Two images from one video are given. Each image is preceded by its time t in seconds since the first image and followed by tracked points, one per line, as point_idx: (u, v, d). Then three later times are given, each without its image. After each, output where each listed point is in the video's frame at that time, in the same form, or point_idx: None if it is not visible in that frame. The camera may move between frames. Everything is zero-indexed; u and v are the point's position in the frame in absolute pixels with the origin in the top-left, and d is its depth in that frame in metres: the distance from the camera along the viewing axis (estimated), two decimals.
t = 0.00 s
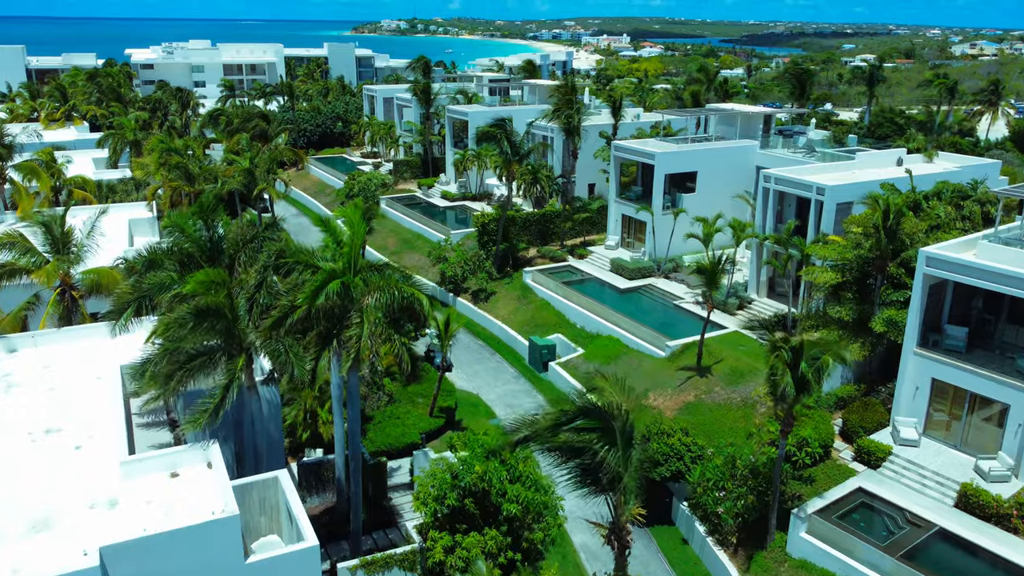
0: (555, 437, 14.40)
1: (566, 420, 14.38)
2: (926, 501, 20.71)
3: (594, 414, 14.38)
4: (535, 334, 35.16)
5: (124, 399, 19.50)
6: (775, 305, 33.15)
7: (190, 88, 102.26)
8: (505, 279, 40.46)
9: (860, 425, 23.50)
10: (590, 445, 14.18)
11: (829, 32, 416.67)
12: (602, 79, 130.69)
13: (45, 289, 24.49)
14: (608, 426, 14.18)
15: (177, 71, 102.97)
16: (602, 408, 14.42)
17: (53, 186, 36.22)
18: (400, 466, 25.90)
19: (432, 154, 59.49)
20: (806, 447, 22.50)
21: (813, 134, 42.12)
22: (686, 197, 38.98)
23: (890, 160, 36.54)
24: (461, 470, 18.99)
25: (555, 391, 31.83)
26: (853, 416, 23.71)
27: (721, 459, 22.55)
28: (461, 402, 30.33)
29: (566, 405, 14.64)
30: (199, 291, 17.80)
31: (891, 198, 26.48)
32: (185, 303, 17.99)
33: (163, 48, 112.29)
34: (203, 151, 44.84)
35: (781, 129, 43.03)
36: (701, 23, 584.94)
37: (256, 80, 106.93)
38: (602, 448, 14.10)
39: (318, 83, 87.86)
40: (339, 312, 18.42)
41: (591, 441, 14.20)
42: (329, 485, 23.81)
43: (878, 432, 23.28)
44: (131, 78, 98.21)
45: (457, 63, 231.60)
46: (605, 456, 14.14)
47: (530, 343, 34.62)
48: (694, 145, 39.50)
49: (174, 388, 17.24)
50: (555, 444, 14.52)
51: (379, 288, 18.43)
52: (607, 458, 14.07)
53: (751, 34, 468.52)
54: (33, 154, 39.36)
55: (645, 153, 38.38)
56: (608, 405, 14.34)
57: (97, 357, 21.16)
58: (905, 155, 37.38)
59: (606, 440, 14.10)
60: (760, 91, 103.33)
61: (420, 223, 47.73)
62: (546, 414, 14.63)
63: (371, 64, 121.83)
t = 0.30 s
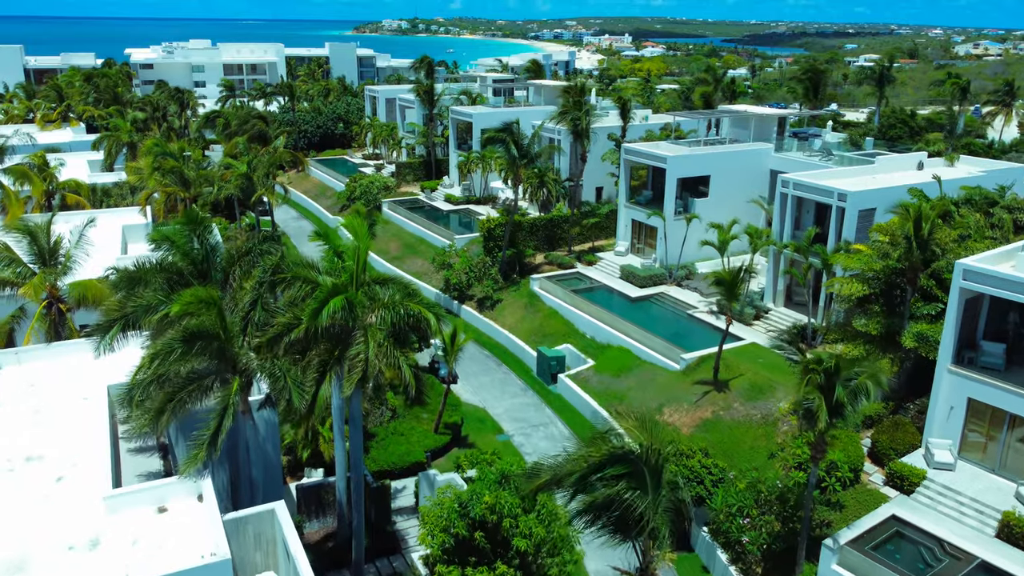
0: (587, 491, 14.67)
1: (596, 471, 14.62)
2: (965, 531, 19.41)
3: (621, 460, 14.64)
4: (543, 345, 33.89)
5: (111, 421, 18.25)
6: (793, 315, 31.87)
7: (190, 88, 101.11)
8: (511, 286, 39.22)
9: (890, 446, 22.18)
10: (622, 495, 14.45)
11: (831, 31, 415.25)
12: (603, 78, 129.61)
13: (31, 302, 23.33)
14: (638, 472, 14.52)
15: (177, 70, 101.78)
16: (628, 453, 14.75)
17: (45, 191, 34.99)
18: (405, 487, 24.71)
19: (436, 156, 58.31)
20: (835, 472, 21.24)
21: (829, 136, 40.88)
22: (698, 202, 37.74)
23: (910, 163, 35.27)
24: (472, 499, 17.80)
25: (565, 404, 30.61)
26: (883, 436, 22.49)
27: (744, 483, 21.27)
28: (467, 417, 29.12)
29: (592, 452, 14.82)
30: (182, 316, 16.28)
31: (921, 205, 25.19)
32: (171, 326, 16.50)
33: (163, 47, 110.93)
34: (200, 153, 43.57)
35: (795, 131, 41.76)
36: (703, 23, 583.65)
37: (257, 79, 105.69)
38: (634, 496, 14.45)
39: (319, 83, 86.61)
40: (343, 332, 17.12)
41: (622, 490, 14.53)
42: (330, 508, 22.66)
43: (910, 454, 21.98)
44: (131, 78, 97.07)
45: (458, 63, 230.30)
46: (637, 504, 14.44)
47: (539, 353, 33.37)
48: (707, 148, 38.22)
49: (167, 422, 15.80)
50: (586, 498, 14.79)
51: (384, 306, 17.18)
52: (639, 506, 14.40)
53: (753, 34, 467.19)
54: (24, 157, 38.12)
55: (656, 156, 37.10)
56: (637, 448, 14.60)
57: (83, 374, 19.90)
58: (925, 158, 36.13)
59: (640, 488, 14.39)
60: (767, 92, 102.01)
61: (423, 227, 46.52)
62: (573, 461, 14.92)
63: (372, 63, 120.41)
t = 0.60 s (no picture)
0: (622, 553, 12.95)
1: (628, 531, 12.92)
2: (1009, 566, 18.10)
3: (654, 511, 12.91)
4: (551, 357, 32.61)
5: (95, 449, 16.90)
6: (812, 326, 30.59)
7: (189, 88, 99.94)
8: (518, 294, 37.97)
9: (923, 470, 20.90)
10: (661, 551, 12.75)
11: (834, 31, 413.69)
12: (606, 79, 128.37)
13: (15, 318, 22.11)
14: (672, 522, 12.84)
15: (176, 71, 100.59)
16: (660, 501, 13.00)
17: (37, 196, 33.74)
18: (410, 511, 23.41)
19: (439, 159, 57.08)
20: (868, 500, 19.83)
21: (845, 140, 39.65)
22: (711, 208, 36.49)
23: (932, 168, 34.04)
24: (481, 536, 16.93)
25: (575, 420, 29.32)
26: (915, 460, 21.19)
27: (772, 511, 19.93)
28: (475, 435, 27.85)
29: (621, 505, 13.16)
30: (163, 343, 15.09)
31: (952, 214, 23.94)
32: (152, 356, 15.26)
33: (162, 47, 109.76)
34: (197, 156, 42.33)
35: (810, 135, 40.53)
36: (704, 23, 582.67)
37: (257, 80, 104.49)
38: (671, 550, 12.75)
39: (320, 84, 85.43)
40: (343, 357, 15.88)
41: (659, 547, 12.79)
42: (330, 535, 21.43)
43: (944, 480, 20.68)
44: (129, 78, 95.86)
45: (459, 63, 229.03)
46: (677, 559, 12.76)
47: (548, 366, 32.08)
48: (721, 151, 36.97)
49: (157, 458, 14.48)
50: (622, 564, 13.04)
51: (387, 328, 16.12)
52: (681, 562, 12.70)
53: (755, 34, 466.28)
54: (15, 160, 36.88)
55: (668, 160, 35.85)
56: (669, 494, 13.03)
57: (66, 395, 18.58)
58: (947, 163, 34.90)
59: (676, 541, 12.79)
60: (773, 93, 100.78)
61: (426, 232, 45.27)
62: (600, 519, 13.24)
63: (373, 63, 119.15)
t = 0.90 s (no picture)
0: None
1: None
2: None
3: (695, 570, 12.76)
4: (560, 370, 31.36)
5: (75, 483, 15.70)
6: (832, 339, 29.35)
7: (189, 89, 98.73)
8: (524, 303, 36.73)
9: (960, 499, 19.64)
10: None
11: (838, 30, 411.80)
12: (608, 79, 127.14)
13: None
14: None
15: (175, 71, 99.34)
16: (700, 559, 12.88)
17: (27, 203, 32.52)
18: (415, 539, 22.28)
19: (441, 162, 55.85)
20: (903, 533, 18.54)
21: (862, 143, 38.40)
22: (724, 215, 35.23)
23: (955, 173, 32.79)
24: None
25: (585, 436, 28.12)
26: (951, 488, 19.95)
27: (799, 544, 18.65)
28: (481, 454, 26.64)
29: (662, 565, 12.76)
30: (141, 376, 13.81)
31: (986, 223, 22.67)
32: (132, 387, 14.05)
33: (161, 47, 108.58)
34: (193, 161, 41.10)
35: (825, 138, 39.26)
36: (706, 23, 581.02)
37: (257, 80, 103.27)
38: None
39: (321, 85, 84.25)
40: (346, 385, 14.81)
41: None
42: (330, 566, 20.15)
43: (983, 511, 19.41)
44: (128, 79, 94.68)
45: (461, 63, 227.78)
46: None
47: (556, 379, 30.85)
48: (735, 155, 35.72)
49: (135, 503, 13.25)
50: None
51: (391, 353, 15.04)
52: None
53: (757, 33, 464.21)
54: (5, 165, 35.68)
55: (680, 165, 34.59)
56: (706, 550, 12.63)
57: (45, 423, 17.33)
58: (970, 168, 33.64)
59: None
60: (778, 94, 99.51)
61: (429, 238, 44.04)
62: None
63: (374, 63, 117.85)
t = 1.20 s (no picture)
0: None
1: None
2: None
3: None
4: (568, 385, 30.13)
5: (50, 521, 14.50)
6: (853, 354, 28.16)
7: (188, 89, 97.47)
8: (531, 313, 35.49)
9: (1001, 532, 18.38)
10: None
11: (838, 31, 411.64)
12: (612, 79, 125.84)
13: None
14: None
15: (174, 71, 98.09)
16: None
17: (15, 210, 31.30)
18: (417, 569, 20.95)
19: (444, 165, 54.62)
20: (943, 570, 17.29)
21: (879, 148, 37.17)
22: (738, 222, 33.98)
23: (979, 180, 31.56)
24: None
25: (596, 455, 26.88)
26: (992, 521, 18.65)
27: None
28: (488, 476, 25.37)
29: None
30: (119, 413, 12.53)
31: None
32: (109, 424, 12.82)
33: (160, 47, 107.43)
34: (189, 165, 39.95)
35: (841, 142, 38.01)
36: (707, 24, 580.23)
37: (257, 81, 102.06)
38: None
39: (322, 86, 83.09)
40: (347, 423, 13.50)
41: None
42: None
43: None
44: (126, 80, 93.48)
45: (462, 63, 226.47)
46: None
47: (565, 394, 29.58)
48: (749, 161, 34.46)
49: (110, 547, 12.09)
50: None
51: (393, 386, 13.75)
52: None
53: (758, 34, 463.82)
54: None
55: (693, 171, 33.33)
56: None
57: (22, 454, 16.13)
58: (994, 174, 32.41)
59: None
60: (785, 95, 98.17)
61: (432, 244, 42.81)
62: None
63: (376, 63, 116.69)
